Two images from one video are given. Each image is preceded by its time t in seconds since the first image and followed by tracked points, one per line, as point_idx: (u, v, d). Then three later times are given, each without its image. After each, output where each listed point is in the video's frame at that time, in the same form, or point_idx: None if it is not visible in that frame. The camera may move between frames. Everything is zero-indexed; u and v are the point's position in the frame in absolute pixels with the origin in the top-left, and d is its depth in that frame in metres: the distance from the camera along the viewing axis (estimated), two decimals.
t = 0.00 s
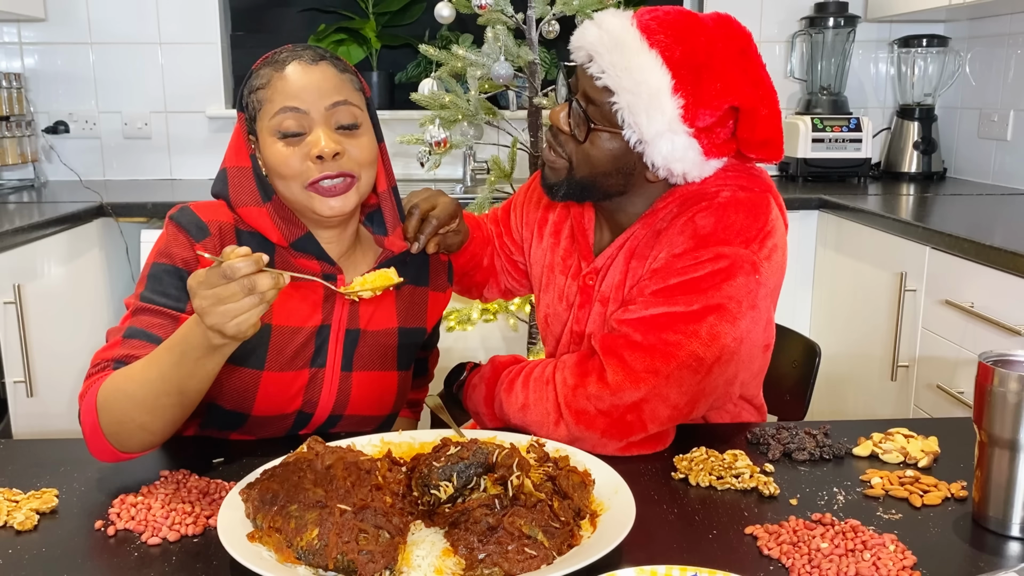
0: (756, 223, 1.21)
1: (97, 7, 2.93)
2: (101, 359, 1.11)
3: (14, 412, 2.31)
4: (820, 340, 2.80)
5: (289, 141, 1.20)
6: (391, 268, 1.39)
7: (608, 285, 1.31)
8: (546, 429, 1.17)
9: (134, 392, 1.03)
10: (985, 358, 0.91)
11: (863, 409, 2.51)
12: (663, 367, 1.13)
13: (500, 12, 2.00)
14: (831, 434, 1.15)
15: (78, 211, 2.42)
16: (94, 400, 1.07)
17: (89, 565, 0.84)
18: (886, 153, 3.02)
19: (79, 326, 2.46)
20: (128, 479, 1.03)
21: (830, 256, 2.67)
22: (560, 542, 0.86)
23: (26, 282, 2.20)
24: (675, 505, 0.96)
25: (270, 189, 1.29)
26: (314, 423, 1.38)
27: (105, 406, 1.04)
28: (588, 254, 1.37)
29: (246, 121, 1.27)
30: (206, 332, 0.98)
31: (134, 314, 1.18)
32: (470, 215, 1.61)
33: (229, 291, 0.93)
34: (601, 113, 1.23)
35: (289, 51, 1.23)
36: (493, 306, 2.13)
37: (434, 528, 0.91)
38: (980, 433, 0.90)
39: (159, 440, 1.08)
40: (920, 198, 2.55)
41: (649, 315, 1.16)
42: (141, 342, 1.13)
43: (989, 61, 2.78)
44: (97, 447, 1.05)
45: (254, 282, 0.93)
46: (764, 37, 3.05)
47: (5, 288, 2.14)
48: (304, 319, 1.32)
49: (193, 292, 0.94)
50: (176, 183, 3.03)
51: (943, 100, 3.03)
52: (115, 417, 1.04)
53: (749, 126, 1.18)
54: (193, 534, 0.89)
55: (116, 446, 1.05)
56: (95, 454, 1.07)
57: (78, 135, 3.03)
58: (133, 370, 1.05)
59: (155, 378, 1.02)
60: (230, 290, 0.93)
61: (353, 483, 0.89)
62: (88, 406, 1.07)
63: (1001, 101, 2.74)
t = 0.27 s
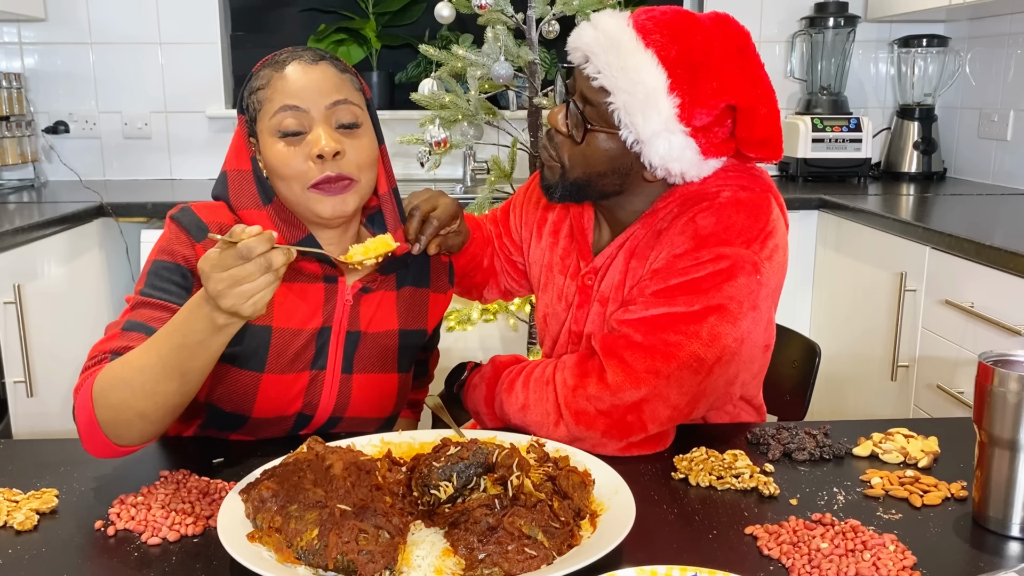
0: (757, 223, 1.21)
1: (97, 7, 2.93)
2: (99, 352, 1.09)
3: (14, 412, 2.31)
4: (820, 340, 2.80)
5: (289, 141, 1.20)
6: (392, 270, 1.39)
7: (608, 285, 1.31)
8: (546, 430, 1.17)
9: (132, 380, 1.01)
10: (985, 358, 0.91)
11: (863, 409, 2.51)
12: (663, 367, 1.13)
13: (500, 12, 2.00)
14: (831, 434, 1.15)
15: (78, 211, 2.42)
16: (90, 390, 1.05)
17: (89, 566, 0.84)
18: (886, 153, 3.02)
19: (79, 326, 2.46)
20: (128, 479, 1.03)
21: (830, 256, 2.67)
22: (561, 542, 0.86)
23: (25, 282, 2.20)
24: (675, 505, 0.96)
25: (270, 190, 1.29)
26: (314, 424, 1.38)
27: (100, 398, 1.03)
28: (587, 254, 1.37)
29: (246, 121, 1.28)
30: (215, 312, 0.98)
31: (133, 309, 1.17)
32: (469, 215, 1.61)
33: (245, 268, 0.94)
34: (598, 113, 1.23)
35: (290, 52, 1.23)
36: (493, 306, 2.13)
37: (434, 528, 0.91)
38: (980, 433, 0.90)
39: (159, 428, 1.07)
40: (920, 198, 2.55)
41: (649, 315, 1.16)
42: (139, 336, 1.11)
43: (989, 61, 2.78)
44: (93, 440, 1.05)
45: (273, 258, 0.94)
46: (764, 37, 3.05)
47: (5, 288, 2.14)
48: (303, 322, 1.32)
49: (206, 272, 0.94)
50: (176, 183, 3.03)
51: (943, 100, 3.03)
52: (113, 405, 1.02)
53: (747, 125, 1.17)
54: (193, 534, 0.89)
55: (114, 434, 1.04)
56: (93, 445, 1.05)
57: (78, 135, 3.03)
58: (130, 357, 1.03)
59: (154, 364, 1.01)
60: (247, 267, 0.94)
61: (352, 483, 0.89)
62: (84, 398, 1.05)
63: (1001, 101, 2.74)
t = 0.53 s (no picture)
0: (755, 222, 1.21)
1: (97, 7, 2.93)
2: (99, 352, 1.09)
3: (14, 412, 2.31)
4: (820, 340, 2.80)
5: (291, 142, 1.19)
6: (393, 270, 1.39)
7: (606, 285, 1.31)
8: (545, 430, 1.17)
9: (133, 371, 1.01)
10: (985, 358, 0.91)
11: (863, 409, 2.51)
12: (662, 366, 1.13)
13: (500, 12, 2.00)
14: (831, 434, 1.15)
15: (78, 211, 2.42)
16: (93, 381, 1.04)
17: (89, 566, 0.84)
18: (886, 153, 3.02)
19: (79, 326, 2.46)
20: (128, 479, 1.03)
21: (830, 256, 2.67)
22: (561, 542, 0.86)
23: (25, 282, 2.20)
24: (675, 505, 0.96)
25: (270, 191, 1.29)
26: (315, 425, 1.38)
27: (100, 394, 1.03)
28: (586, 254, 1.37)
29: (247, 124, 1.28)
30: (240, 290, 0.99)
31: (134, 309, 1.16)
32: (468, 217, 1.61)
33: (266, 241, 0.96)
34: (594, 112, 1.23)
35: (291, 54, 1.24)
36: (493, 306, 2.13)
37: (434, 528, 0.91)
38: (980, 433, 0.90)
39: (163, 422, 1.06)
40: (920, 198, 2.55)
41: (648, 315, 1.16)
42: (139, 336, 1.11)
43: (989, 61, 2.78)
44: (93, 437, 1.04)
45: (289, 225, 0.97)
46: (764, 37, 3.05)
47: (5, 288, 2.14)
48: (305, 322, 1.32)
49: (232, 255, 0.95)
50: (176, 183, 3.03)
51: (943, 100, 3.03)
52: (117, 396, 1.02)
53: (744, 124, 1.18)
54: (193, 534, 0.89)
55: (117, 427, 1.04)
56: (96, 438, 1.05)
57: (78, 135, 3.03)
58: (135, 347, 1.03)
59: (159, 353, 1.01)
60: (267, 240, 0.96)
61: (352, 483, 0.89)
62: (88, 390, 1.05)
63: (1001, 101, 2.74)
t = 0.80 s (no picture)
0: (754, 222, 1.21)
1: (97, 7, 2.93)
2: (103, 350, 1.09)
3: (14, 412, 2.31)
4: (820, 340, 2.80)
5: (286, 137, 1.19)
6: (393, 270, 1.39)
7: (606, 285, 1.31)
8: (546, 429, 1.17)
9: (139, 362, 1.00)
10: (985, 358, 0.91)
11: (863, 409, 2.51)
12: (662, 366, 1.13)
13: (500, 12, 2.00)
14: (831, 434, 1.15)
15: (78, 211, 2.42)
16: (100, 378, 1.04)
17: (89, 566, 0.84)
18: (886, 153, 3.02)
19: (79, 326, 2.46)
20: (128, 479, 1.03)
21: (830, 256, 2.67)
22: (561, 542, 0.86)
23: (26, 282, 2.20)
24: (675, 505, 0.96)
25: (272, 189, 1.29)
26: (315, 424, 1.38)
27: (107, 389, 1.02)
28: (586, 255, 1.37)
29: (246, 123, 1.28)
30: (264, 264, 1.03)
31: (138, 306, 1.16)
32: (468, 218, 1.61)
33: (296, 215, 1.00)
34: (597, 110, 1.23)
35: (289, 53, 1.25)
36: (493, 306, 2.14)
37: (434, 528, 0.91)
38: (981, 433, 0.90)
39: (172, 411, 1.05)
40: (920, 198, 2.55)
41: (648, 315, 1.16)
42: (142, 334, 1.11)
43: (989, 61, 2.78)
44: (105, 434, 1.04)
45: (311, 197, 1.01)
46: (764, 37, 3.05)
47: (5, 288, 2.14)
48: (306, 322, 1.32)
49: (268, 230, 0.98)
50: (176, 183, 3.03)
51: (943, 100, 3.03)
52: (125, 392, 1.01)
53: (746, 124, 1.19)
54: (193, 534, 0.89)
55: (125, 421, 1.03)
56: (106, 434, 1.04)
57: (78, 135, 3.03)
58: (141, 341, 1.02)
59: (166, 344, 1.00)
60: (296, 216, 1.00)
61: (352, 483, 0.89)
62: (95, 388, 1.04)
63: (1001, 101, 2.74)
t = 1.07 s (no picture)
0: (755, 222, 1.21)
1: (97, 7, 2.93)
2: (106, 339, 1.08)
3: (14, 412, 2.31)
4: (820, 340, 2.80)
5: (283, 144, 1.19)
6: (394, 270, 1.39)
7: (607, 285, 1.31)
8: (546, 429, 1.17)
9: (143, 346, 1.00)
10: (985, 358, 0.91)
11: (863, 409, 2.52)
12: (663, 366, 1.13)
13: (500, 12, 2.00)
14: (831, 434, 1.15)
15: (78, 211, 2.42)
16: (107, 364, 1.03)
17: (89, 566, 0.84)
18: (886, 153, 3.02)
19: (79, 326, 2.46)
20: (128, 479, 1.03)
21: (830, 256, 2.67)
22: (561, 542, 0.86)
23: (26, 282, 2.20)
24: (675, 505, 0.96)
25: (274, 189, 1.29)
26: (316, 424, 1.38)
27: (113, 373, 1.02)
28: (586, 255, 1.37)
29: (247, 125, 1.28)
30: (273, 229, 1.01)
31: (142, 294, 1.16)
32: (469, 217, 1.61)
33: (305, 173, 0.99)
34: (598, 110, 1.23)
35: (290, 56, 1.24)
36: (493, 306, 2.14)
37: (434, 528, 0.91)
38: (981, 433, 0.90)
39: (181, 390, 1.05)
40: (920, 198, 2.55)
41: (648, 315, 1.16)
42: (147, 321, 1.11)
43: (989, 61, 2.78)
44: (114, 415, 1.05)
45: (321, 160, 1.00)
46: (764, 37, 3.05)
47: (5, 288, 2.14)
48: (307, 322, 1.32)
49: (279, 185, 0.98)
50: (176, 183, 3.03)
51: (943, 99, 3.03)
52: (133, 378, 1.01)
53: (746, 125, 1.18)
54: (193, 534, 0.89)
55: (131, 401, 1.03)
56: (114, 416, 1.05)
57: (78, 135, 3.03)
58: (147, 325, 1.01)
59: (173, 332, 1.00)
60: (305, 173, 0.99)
61: (352, 483, 0.89)
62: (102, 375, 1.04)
63: (1001, 101, 2.74)
